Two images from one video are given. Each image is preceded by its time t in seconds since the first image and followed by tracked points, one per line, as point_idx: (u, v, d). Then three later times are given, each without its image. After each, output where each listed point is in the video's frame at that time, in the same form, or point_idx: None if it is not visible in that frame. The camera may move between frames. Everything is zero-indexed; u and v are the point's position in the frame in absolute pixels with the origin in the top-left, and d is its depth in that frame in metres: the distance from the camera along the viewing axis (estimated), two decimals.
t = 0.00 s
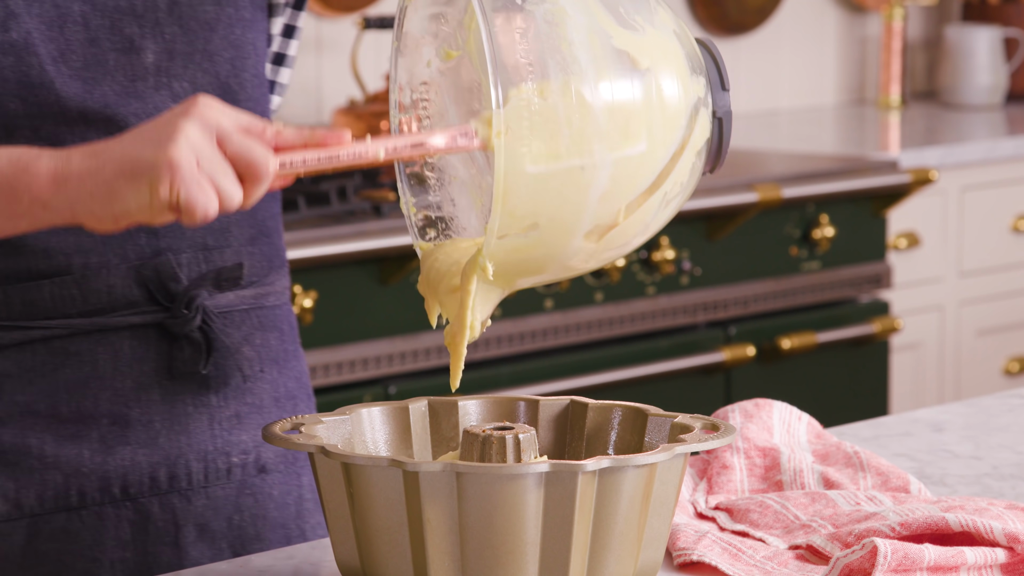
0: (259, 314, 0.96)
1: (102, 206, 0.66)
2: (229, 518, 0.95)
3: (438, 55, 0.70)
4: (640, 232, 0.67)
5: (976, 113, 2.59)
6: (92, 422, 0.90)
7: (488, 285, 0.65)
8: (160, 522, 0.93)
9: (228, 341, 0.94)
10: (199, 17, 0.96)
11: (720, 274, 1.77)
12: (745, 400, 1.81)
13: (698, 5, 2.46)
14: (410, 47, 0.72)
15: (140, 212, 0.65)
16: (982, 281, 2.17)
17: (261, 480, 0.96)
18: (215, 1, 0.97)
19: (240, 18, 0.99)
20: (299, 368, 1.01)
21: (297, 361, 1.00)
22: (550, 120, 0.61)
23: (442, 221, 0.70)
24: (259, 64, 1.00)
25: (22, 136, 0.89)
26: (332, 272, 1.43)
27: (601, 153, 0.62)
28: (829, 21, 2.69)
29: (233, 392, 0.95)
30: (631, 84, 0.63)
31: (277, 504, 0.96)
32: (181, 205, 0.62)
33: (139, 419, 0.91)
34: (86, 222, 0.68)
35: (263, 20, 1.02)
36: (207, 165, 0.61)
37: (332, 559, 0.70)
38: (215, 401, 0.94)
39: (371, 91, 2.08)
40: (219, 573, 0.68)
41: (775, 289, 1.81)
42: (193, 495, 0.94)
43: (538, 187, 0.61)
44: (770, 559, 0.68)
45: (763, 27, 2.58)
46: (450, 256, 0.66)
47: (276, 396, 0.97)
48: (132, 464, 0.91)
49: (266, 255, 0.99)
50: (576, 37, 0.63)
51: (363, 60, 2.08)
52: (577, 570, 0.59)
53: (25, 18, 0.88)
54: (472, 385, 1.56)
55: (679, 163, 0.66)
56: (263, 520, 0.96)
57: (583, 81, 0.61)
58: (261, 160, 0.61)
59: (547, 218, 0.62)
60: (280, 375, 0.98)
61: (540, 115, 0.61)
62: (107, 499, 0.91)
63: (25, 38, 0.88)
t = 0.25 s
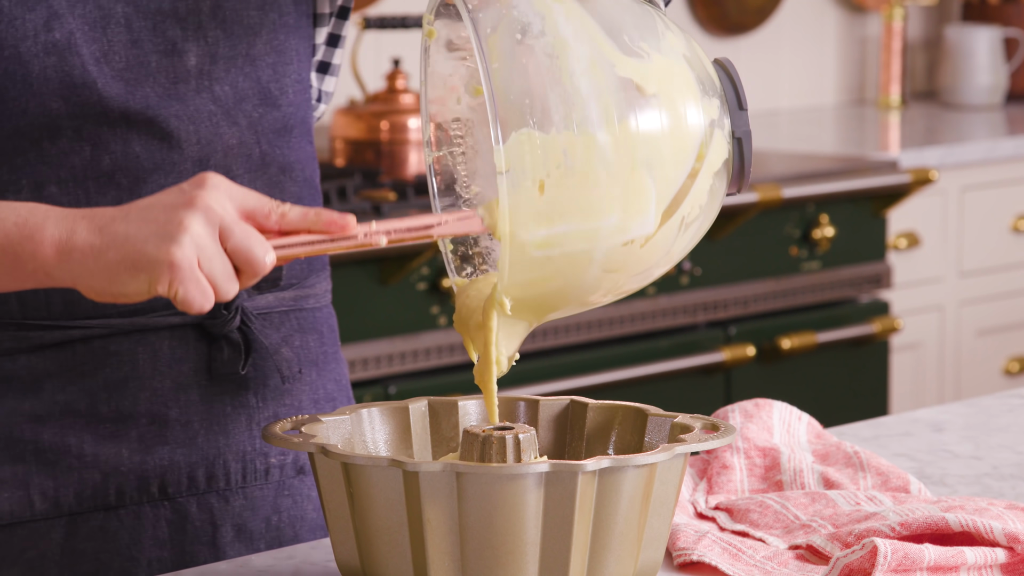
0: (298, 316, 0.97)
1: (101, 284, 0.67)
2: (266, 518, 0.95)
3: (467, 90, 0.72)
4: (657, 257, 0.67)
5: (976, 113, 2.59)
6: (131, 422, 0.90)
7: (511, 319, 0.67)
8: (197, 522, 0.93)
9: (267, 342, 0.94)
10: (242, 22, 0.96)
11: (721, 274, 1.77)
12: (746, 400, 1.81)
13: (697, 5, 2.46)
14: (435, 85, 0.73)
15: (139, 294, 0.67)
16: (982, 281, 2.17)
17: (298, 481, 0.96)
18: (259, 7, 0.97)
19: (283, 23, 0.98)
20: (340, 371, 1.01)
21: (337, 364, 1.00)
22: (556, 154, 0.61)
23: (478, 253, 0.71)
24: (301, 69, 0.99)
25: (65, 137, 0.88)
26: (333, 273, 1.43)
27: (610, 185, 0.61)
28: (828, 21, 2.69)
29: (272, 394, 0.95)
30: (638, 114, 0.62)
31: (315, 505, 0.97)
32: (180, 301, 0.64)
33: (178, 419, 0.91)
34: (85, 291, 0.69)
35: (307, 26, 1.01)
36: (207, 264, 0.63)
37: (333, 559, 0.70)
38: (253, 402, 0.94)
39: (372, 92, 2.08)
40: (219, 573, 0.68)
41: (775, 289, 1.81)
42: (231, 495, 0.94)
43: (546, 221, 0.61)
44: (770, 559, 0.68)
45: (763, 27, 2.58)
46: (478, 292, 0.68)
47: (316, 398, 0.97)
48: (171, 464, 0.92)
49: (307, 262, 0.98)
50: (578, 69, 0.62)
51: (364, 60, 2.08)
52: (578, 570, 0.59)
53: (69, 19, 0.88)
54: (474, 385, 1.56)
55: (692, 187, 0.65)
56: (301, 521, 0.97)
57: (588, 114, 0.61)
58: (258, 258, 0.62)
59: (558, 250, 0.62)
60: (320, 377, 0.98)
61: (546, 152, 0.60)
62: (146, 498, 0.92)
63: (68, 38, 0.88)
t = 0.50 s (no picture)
0: (310, 310, 0.96)
1: (104, 303, 0.69)
2: (275, 513, 0.95)
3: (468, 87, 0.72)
4: (657, 242, 0.66)
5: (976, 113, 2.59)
6: (141, 415, 0.90)
7: (509, 305, 0.67)
8: (204, 516, 0.93)
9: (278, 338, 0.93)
10: (259, 13, 0.93)
11: (721, 274, 1.77)
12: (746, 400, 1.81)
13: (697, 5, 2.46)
14: (438, 84, 0.73)
15: (141, 313, 0.69)
16: (982, 281, 2.17)
17: (306, 476, 0.96)
18: None
19: (299, 14, 0.95)
20: (352, 366, 1.00)
21: (349, 359, 0.99)
22: (547, 136, 0.61)
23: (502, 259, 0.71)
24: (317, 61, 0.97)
25: (80, 127, 0.86)
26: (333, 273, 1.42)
27: (603, 164, 0.61)
28: (828, 21, 2.69)
29: (282, 389, 0.94)
30: (629, 98, 0.62)
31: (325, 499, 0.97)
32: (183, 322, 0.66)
33: (187, 413, 0.91)
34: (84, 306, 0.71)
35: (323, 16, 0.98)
36: (207, 289, 0.66)
37: (333, 559, 0.70)
38: (264, 396, 0.93)
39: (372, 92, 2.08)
40: (219, 573, 0.68)
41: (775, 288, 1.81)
42: (238, 489, 0.93)
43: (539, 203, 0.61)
44: (770, 559, 0.68)
45: (763, 27, 2.58)
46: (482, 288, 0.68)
47: (326, 393, 0.97)
48: (179, 458, 0.91)
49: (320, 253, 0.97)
50: (570, 52, 0.62)
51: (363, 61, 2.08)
52: (578, 570, 0.59)
53: (86, 9, 0.86)
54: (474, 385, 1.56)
55: (687, 169, 0.65)
56: (312, 515, 0.96)
57: (578, 94, 0.61)
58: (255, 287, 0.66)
59: (553, 235, 0.62)
60: (331, 372, 0.97)
61: (537, 132, 0.61)
62: (153, 492, 0.91)
63: (84, 30, 0.86)
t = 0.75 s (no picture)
0: (303, 309, 0.96)
1: (119, 194, 0.64)
2: (270, 511, 0.94)
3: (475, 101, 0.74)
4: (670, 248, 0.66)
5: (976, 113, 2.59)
6: (136, 416, 0.90)
7: (527, 316, 0.66)
8: (199, 516, 0.92)
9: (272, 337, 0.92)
10: (251, 17, 0.93)
11: (723, 274, 1.77)
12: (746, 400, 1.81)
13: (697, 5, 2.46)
14: (444, 98, 0.75)
15: (156, 200, 0.63)
16: (982, 280, 2.17)
17: (300, 473, 0.96)
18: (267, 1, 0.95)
19: (290, 15, 0.96)
20: (342, 362, 1.00)
21: (340, 356, 1.00)
22: (561, 144, 0.60)
23: (494, 264, 0.72)
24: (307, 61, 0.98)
25: (75, 136, 0.87)
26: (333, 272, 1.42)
27: (618, 171, 0.61)
28: (828, 21, 2.69)
29: (276, 388, 0.94)
30: (641, 104, 0.62)
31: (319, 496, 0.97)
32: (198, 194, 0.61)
33: (182, 414, 0.91)
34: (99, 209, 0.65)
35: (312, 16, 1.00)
36: (226, 162, 0.61)
37: (333, 559, 0.70)
38: (258, 396, 0.93)
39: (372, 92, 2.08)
40: (219, 573, 0.68)
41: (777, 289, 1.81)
42: (232, 489, 0.93)
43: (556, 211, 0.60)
44: (770, 559, 0.68)
45: (763, 27, 2.58)
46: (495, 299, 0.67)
47: (318, 390, 0.97)
48: (174, 458, 0.91)
49: (314, 249, 0.98)
50: (581, 59, 0.62)
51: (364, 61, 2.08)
52: (578, 570, 0.59)
53: (80, 20, 0.86)
54: (474, 385, 1.56)
55: (699, 174, 0.65)
56: (305, 512, 0.96)
57: (592, 101, 0.61)
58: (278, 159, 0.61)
59: (568, 244, 0.61)
60: (322, 370, 0.97)
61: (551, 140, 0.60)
62: (148, 492, 0.91)
63: (79, 40, 0.86)
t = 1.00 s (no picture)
0: (288, 309, 0.96)
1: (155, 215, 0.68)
2: (255, 510, 0.95)
3: (452, 102, 0.73)
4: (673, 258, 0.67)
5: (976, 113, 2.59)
6: (123, 417, 0.90)
7: (531, 330, 0.66)
8: (185, 517, 0.93)
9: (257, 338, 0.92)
10: (235, 21, 0.93)
11: (723, 274, 1.77)
12: (746, 400, 1.81)
13: (698, 5, 2.46)
14: (423, 102, 0.74)
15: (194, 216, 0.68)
16: (982, 280, 2.17)
17: (285, 473, 0.96)
18: (252, 4, 0.94)
19: (275, 18, 0.95)
20: (327, 360, 1.01)
21: (324, 354, 1.00)
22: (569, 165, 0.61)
23: (477, 269, 0.72)
24: (291, 63, 0.97)
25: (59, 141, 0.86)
26: (333, 273, 1.42)
27: (622, 190, 0.62)
28: (828, 21, 2.69)
29: (261, 388, 0.94)
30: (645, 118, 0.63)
31: (304, 495, 0.97)
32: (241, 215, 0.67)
33: (169, 415, 0.91)
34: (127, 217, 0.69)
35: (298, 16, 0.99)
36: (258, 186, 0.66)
37: (333, 559, 0.70)
38: (244, 397, 0.93)
39: (372, 92, 2.08)
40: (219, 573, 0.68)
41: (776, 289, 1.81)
42: (218, 489, 0.94)
43: (565, 231, 0.61)
44: (770, 559, 0.68)
45: (764, 27, 2.58)
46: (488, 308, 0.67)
47: (304, 390, 0.97)
48: (161, 460, 0.91)
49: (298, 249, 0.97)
50: (584, 76, 0.62)
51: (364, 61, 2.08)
52: (577, 570, 0.59)
53: (65, 28, 0.85)
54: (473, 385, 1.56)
55: (701, 186, 0.66)
56: (288, 512, 0.96)
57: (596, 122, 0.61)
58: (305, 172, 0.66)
59: (575, 262, 0.62)
60: (307, 369, 0.98)
61: (558, 164, 0.60)
62: (135, 493, 0.91)
63: (64, 48, 0.85)
